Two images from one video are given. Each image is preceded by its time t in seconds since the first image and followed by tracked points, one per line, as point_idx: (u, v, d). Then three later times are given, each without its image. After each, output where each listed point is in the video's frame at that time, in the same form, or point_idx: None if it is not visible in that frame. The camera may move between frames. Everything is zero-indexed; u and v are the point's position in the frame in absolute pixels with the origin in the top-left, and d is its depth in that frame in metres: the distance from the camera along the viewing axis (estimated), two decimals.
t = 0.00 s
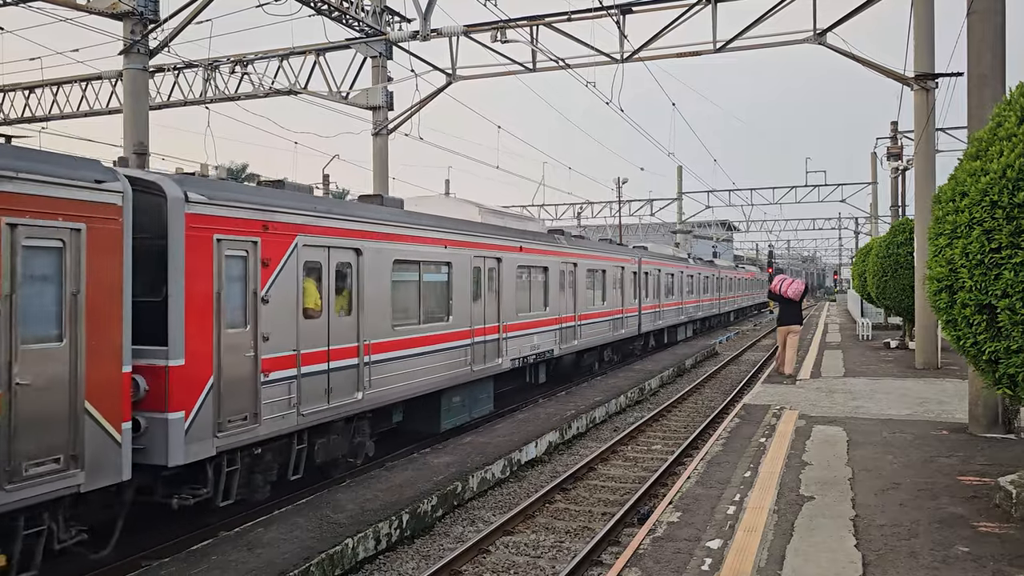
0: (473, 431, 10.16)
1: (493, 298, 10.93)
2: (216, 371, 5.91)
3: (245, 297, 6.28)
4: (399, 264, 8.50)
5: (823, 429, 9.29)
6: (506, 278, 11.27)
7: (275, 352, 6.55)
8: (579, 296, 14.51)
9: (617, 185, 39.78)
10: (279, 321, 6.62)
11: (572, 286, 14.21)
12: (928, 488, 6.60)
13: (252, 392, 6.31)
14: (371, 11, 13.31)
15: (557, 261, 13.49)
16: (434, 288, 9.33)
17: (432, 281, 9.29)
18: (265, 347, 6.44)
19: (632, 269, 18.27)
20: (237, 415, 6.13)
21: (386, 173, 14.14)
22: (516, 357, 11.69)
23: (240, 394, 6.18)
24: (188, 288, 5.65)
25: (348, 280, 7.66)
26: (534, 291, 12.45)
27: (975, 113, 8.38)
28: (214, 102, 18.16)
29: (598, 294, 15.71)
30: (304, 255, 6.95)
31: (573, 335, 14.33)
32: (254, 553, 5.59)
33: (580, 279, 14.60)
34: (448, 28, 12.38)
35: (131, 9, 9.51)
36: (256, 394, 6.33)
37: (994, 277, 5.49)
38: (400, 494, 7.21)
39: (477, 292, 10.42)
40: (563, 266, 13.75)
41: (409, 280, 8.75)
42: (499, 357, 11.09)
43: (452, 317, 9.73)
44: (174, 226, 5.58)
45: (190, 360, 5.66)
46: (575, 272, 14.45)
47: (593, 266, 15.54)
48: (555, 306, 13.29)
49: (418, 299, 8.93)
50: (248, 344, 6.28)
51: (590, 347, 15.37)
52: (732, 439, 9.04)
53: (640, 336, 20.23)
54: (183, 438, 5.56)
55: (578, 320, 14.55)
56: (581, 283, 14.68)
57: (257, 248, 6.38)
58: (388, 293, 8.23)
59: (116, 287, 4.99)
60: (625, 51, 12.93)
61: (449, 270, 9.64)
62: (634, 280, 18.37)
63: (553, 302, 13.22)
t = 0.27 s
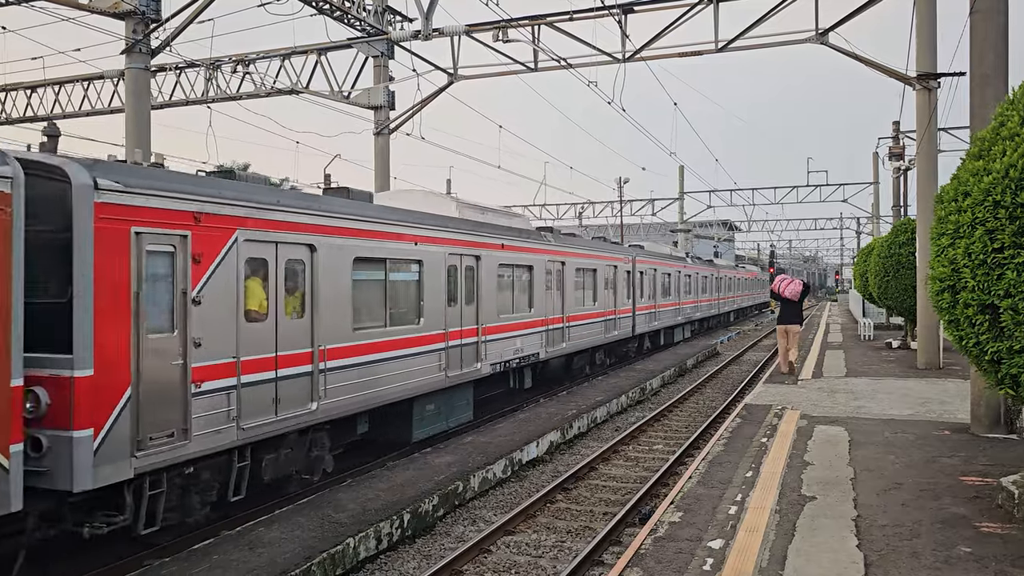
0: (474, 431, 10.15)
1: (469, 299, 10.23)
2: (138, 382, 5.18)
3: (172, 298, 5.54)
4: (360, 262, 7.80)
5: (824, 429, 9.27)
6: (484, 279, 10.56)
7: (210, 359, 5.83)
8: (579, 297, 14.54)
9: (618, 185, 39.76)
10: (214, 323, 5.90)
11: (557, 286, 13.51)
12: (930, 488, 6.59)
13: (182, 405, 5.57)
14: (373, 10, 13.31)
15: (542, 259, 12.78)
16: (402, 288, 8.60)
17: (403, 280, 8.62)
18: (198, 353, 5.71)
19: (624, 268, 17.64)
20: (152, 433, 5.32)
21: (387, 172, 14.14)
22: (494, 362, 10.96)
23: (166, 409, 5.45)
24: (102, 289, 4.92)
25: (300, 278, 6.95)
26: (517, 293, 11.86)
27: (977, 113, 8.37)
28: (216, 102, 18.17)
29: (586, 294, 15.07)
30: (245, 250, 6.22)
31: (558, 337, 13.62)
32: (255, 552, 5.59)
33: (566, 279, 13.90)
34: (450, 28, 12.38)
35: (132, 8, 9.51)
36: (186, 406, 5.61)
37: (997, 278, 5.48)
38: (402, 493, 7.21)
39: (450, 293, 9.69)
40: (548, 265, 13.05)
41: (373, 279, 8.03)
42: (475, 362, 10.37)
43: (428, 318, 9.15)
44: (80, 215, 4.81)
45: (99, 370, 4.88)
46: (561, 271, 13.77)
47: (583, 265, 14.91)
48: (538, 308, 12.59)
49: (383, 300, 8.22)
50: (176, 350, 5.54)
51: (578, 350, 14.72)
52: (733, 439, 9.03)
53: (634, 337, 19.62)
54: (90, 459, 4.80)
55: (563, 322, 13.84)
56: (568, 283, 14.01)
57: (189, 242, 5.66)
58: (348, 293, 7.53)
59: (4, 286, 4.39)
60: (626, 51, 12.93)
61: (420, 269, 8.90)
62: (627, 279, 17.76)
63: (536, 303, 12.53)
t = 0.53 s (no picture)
0: (475, 431, 10.14)
1: (445, 299, 9.44)
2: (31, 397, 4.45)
3: (77, 302, 4.78)
4: (314, 258, 7.04)
5: (826, 429, 9.27)
6: (462, 278, 9.76)
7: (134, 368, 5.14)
8: (581, 297, 14.55)
9: (619, 185, 39.75)
10: (128, 329, 5.13)
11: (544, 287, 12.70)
12: (931, 488, 6.59)
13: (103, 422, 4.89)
14: (374, 10, 13.31)
15: (527, 257, 11.97)
16: (365, 287, 7.80)
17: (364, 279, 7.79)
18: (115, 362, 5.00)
19: (617, 266, 16.87)
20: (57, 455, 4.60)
21: (388, 172, 14.15)
22: (473, 367, 10.14)
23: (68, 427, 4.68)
24: None
25: (242, 276, 6.20)
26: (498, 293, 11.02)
27: (979, 113, 8.37)
28: (217, 101, 18.18)
29: (576, 295, 14.24)
30: (169, 245, 5.49)
31: (545, 340, 12.78)
32: (256, 552, 5.59)
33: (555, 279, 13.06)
34: (452, 27, 12.38)
35: (134, 8, 9.52)
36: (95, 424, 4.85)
37: (998, 278, 5.47)
38: (402, 493, 7.21)
39: (422, 293, 8.87)
40: (534, 264, 12.25)
41: (330, 278, 7.26)
42: (450, 367, 9.55)
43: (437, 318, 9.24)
44: None
45: None
46: (550, 271, 12.94)
47: (579, 264, 14.49)
48: (522, 309, 11.77)
49: (341, 301, 7.43)
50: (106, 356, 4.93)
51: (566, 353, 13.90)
52: (734, 439, 9.03)
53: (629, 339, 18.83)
54: None
55: (551, 324, 13.02)
56: (556, 283, 13.18)
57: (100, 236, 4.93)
58: (299, 293, 6.79)
59: None
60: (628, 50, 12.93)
61: (386, 267, 8.11)
62: (620, 279, 17.03)
63: (520, 304, 11.71)
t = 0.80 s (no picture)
0: (476, 431, 10.14)
1: (416, 301, 8.68)
2: None
3: None
4: (262, 255, 6.36)
5: (827, 429, 9.26)
6: (436, 278, 9.00)
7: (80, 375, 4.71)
8: (580, 297, 14.45)
9: (620, 185, 39.74)
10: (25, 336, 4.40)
11: (527, 286, 11.95)
12: (932, 488, 6.59)
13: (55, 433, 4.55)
14: (375, 9, 13.31)
15: (509, 255, 11.24)
16: (322, 287, 7.08)
17: (321, 278, 7.07)
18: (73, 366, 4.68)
19: (608, 265, 16.18)
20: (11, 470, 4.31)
21: (389, 172, 14.14)
22: (447, 374, 9.34)
23: None
24: None
25: (171, 277, 5.51)
26: (478, 294, 10.29)
27: (980, 113, 8.36)
28: (219, 101, 18.19)
29: (563, 296, 13.51)
30: (76, 240, 4.77)
31: (528, 344, 12.02)
32: (256, 552, 5.60)
33: (540, 279, 12.33)
34: (453, 27, 12.38)
35: (135, 7, 9.53)
36: None
37: (999, 278, 5.47)
38: (403, 493, 7.21)
39: (389, 294, 8.10)
40: (517, 264, 11.56)
41: (277, 278, 6.55)
42: (422, 373, 8.77)
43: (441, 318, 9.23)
44: None
45: None
46: (534, 271, 12.22)
47: (580, 264, 14.49)
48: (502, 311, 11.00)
49: (293, 302, 6.72)
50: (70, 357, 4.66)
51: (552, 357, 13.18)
52: (735, 439, 9.03)
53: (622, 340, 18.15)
54: None
55: (534, 327, 12.27)
56: (541, 282, 12.45)
57: None
58: (241, 294, 6.09)
59: None
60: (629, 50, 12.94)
61: (347, 266, 7.39)
62: (612, 279, 16.39)
63: (500, 305, 10.96)
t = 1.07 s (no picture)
0: (477, 430, 10.14)
1: (380, 303, 7.98)
2: None
3: None
4: (208, 254, 5.83)
5: (828, 429, 9.26)
6: (403, 277, 8.31)
7: (70, 376, 4.69)
8: (581, 296, 14.45)
9: (621, 184, 39.72)
10: None
11: (508, 287, 11.25)
12: (932, 488, 6.58)
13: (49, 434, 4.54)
14: (376, 9, 13.31)
15: (489, 254, 10.56)
16: (270, 288, 6.47)
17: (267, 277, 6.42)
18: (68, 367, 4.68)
19: (599, 265, 15.54)
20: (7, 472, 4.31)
21: (389, 171, 14.14)
22: (415, 382, 8.61)
23: None
24: None
25: (82, 276, 4.85)
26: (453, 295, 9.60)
27: (981, 113, 8.36)
28: (220, 100, 18.19)
29: (548, 297, 12.84)
30: None
31: (509, 348, 11.31)
32: (257, 551, 5.61)
33: (523, 280, 11.66)
34: (454, 26, 12.38)
35: (136, 7, 9.53)
36: None
37: (1000, 277, 5.46)
38: (404, 493, 7.21)
39: (347, 296, 7.40)
40: (497, 264, 10.89)
41: (215, 277, 5.92)
42: (386, 381, 8.05)
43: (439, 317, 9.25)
44: None
45: None
46: (516, 271, 11.54)
47: (581, 263, 14.49)
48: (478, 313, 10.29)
49: (231, 305, 6.06)
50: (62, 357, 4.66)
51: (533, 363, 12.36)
52: (736, 439, 9.02)
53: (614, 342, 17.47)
54: None
55: (517, 330, 11.58)
56: (524, 283, 11.75)
57: None
58: (165, 294, 5.41)
59: None
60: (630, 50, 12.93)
61: (299, 264, 6.75)
62: (603, 278, 15.75)
63: (478, 306, 10.26)
